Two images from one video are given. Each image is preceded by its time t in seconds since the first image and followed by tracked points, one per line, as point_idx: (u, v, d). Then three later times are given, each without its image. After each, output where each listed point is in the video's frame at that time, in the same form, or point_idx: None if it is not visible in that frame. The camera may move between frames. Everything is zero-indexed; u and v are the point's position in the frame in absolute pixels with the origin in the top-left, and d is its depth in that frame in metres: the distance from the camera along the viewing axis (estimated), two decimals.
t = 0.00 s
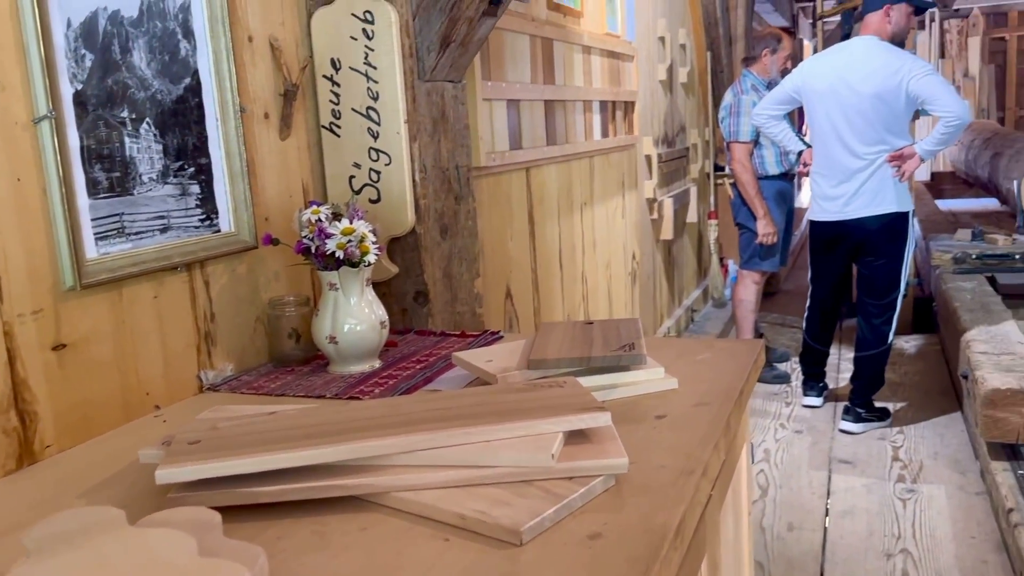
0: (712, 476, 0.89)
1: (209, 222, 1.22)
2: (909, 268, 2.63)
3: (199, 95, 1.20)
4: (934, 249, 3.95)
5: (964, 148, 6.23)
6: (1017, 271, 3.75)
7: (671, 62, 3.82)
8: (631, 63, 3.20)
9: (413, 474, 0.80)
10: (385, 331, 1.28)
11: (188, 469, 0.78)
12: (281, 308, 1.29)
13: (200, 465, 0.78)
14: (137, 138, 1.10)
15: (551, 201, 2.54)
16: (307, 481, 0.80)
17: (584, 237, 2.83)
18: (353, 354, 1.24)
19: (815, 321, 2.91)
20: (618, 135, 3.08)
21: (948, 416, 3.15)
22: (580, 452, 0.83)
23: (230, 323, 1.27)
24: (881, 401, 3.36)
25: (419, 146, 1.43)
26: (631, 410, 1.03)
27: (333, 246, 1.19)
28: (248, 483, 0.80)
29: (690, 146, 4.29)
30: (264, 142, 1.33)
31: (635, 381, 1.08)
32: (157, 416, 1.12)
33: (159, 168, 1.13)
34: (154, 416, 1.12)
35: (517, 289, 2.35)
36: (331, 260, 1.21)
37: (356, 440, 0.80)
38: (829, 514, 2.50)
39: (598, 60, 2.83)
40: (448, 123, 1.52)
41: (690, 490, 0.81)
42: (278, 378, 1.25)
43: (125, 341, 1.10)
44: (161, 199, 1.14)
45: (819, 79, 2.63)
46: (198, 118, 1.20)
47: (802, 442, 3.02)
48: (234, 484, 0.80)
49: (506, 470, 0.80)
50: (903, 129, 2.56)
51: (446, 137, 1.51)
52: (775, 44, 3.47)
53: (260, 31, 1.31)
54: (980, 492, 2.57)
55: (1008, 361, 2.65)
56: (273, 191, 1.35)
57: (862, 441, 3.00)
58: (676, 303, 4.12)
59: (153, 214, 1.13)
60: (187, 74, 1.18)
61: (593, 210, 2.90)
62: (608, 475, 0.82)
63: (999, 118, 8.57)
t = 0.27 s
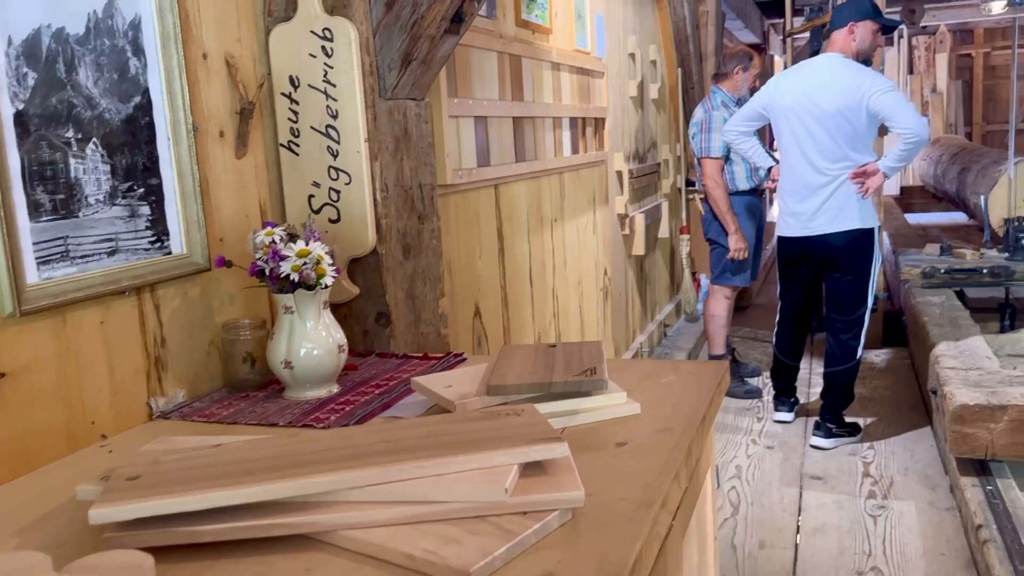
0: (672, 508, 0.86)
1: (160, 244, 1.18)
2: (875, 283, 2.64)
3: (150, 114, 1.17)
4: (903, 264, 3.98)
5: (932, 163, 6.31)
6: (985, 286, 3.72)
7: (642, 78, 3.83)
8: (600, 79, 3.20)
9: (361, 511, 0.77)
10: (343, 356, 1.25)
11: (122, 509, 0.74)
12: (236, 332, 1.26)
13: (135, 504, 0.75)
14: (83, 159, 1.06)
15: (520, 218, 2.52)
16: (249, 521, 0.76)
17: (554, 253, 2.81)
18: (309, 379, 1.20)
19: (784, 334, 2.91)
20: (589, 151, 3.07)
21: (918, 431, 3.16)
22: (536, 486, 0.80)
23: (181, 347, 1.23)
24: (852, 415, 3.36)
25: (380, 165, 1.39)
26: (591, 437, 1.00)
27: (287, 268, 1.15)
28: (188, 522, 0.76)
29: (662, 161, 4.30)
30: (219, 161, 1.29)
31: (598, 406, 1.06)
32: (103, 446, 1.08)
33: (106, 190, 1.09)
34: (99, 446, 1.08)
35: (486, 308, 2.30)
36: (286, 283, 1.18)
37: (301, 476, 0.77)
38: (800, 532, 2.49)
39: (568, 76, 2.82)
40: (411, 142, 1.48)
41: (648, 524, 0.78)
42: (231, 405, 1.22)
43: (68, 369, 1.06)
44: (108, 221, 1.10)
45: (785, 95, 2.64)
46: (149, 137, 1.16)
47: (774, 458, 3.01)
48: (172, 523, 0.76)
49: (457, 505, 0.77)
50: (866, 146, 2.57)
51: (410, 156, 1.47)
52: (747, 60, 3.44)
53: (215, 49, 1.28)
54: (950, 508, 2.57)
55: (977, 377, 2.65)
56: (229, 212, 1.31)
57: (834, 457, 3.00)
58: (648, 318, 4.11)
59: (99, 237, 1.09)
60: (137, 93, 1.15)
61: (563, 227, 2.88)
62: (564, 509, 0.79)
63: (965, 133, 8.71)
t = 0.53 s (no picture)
0: (630, 543, 0.83)
1: (106, 266, 1.14)
2: (840, 300, 2.62)
3: (96, 131, 1.12)
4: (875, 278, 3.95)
5: (904, 177, 6.36)
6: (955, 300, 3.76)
7: (615, 93, 3.82)
8: (573, 95, 3.19)
9: (301, 552, 0.73)
10: (298, 380, 1.21)
11: (45, 552, 0.70)
12: (187, 356, 1.22)
13: (59, 547, 0.71)
14: (22, 178, 1.02)
15: (491, 235, 2.48)
16: (182, 563, 0.72)
17: (526, 269, 2.78)
18: (262, 406, 1.17)
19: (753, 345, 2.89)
20: (561, 166, 3.06)
21: (890, 446, 3.16)
22: (486, 523, 0.77)
23: (130, 373, 1.19)
24: (825, 430, 3.35)
25: (340, 183, 1.35)
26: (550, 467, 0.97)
27: (237, 290, 1.11)
28: (118, 565, 0.72)
29: (636, 176, 4.30)
30: (171, 179, 1.25)
31: (559, 434, 1.02)
32: (41, 478, 1.04)
33: (47, 211, 1.05)
34: (38, 478, 1.04)
35: (456, 325, 2.24)
36: (237, 306, 1.14)
37: (238, 516, 0.73)
38: (772, 550, 2.47)
39: (539, 92, 2.80)
40: (373, 159, 1.44)
41: (602, 562, 0.75)
42: (180, 433, 1.17)
43: (5, 397, 1.02)
44: (50, 243, 1.06)
45: (749, 111, 2.65)
46: (95, 156, 1.12)
47: (747, 474, 3.00)
48: (99, 567, 0.72)
49: (402, 545, 0.74)
50: (828, 161, 2.56)
51: (372, 173, 1.43)
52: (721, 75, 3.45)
53: (167, 64, 1.24)
54: (923, 525, 2.56)
55: (949, 393, 2.63)
56: (181, 232, 1.27)
57: (807, 473, 2.98)
58: (623, 332, 4.10)
59: (40, 259, 1.05)
60: (83, 110, 1.11)
61: (535, 243, 2.85)
62: (515, 547, 0.75)
63: (937, 147, 8.81)
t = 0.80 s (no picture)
0: None
1: (50, 288, 1.10)
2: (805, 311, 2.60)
3: (39, 148, 1.08)
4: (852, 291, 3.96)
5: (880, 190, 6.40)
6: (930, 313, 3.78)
7: (591, 107, 3.81)
8: (547, 109, 3.17)
9: None
10: (252, 406, 1.17)
11: None
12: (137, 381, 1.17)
13: None
14: None
15: (463, 250, 2.42)
16: None
17: (499, 284, 2.74)
18: (213, 433, 1.12)
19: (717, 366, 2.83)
20: (535, 181, 3.03)
21: (866, 460, 3.14)
22: (434, 563, 0.73)
23: (75, 398, 1.14)
24: (801, 445, 3.34)
25: (299, 200, 1.30)
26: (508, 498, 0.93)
27: (185, 313, 1.07)
28: None
29: (612, 190, 4.29)
30: (121, 197, 1.21)
31: (519, 463, 0.97)
32: None
33: None
34: None
35: (427, 343, 2.16)
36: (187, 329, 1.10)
37: (170, 558, 0.69)
38: (747, 569, 2.44)
39: (512, 106, 2.78)
40: (335, 175, 1.39)
41: None
42: (127, 461, 1.13)
43: None
44: None
45: (705, 126, 2.63)
46: (38, 174, 1.08)
47: (723, 490, 2.97)
48: None
49: None
50: (784, 174, 2.54)
51: (333, 190, 1.39)
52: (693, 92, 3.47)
53: (117, 78, 1.20)
54: (898, 542, 2.54)
55: (923, 409, 2.59)
56: (132, 251, 1.22)
57: (783, 488, 2.96)
58: (600, 346, 4.07)
59: None
60: (25, 125, 1.06)
61: (509, 258, 2.82)
62: None
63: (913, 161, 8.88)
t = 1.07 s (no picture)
0: None
1: None
2: (765, 325, 2.57)
3: None
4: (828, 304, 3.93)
5: (857, 202, 6.42)
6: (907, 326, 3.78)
7: (567, 119, 3.79)
8: (522, 122, 3.15)
9: None
10: (203, 430, 1.13)
11: None
12: (85, 404, 1.13)
13: None
14: None
15: (437, 263, 2.35)
16: None
17: (473, 299, 2.65)
18: (161, 459, 1.08)
19: (683, 383, 2.80)
20: (510, 194, 3.00)
21: (842, 474, 3.13)
22: None
23: (19, 423, 1.10)
24: (778, 459, 3.32)
25: (257, 216, 1.27)
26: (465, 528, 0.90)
27: (131, 336, 1.04)
28: None
29: (590, 202, 4.28)
30: (71, 213, 1.17)
31: (477, 491, 0.93)
32: None
33: None
34: None
35: (397, 360, 2.09)
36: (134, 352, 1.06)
37: None
38: None
39: (486, 119, 2.75)
40: (295, 190, 1.36)
41: None
42: (73, 488, 1.08)
43: None
44: None
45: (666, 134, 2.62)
46: None
47: (699, 506, 2.94)
48: None
49: None
50: (741, 183, 2.53)
51: (293, 205, 1.35)
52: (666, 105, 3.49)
53: (67, 92, 1.16)
54: (874, 558, 2.53)
55: (899, 423, 2.56)
56: (81, 270, 1.18)
57: (759, 503, 2.94)
58: (577, 359, 4.04)
59: None
60: None
61: (484, 272, 2.77)
62: None
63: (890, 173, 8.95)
